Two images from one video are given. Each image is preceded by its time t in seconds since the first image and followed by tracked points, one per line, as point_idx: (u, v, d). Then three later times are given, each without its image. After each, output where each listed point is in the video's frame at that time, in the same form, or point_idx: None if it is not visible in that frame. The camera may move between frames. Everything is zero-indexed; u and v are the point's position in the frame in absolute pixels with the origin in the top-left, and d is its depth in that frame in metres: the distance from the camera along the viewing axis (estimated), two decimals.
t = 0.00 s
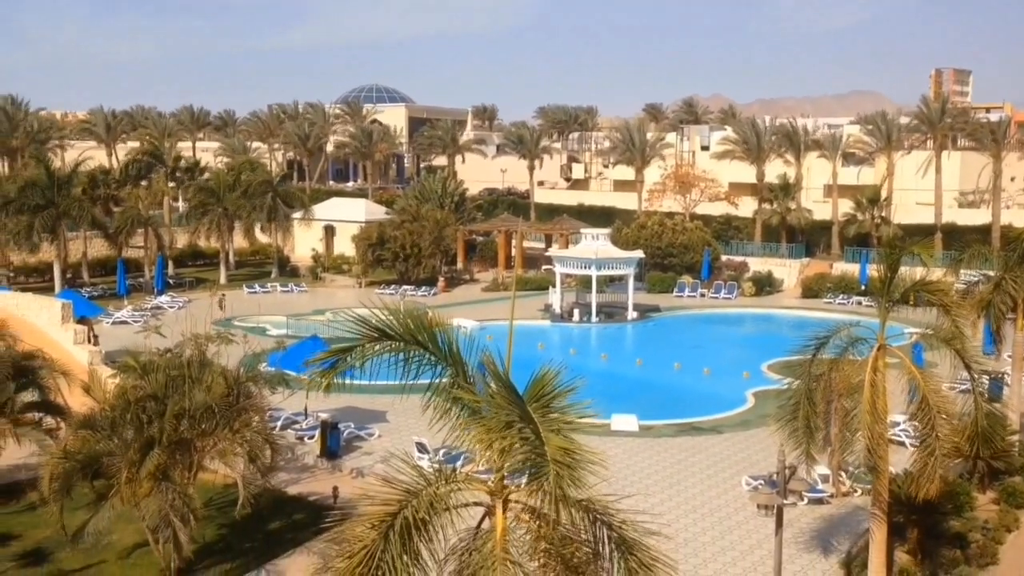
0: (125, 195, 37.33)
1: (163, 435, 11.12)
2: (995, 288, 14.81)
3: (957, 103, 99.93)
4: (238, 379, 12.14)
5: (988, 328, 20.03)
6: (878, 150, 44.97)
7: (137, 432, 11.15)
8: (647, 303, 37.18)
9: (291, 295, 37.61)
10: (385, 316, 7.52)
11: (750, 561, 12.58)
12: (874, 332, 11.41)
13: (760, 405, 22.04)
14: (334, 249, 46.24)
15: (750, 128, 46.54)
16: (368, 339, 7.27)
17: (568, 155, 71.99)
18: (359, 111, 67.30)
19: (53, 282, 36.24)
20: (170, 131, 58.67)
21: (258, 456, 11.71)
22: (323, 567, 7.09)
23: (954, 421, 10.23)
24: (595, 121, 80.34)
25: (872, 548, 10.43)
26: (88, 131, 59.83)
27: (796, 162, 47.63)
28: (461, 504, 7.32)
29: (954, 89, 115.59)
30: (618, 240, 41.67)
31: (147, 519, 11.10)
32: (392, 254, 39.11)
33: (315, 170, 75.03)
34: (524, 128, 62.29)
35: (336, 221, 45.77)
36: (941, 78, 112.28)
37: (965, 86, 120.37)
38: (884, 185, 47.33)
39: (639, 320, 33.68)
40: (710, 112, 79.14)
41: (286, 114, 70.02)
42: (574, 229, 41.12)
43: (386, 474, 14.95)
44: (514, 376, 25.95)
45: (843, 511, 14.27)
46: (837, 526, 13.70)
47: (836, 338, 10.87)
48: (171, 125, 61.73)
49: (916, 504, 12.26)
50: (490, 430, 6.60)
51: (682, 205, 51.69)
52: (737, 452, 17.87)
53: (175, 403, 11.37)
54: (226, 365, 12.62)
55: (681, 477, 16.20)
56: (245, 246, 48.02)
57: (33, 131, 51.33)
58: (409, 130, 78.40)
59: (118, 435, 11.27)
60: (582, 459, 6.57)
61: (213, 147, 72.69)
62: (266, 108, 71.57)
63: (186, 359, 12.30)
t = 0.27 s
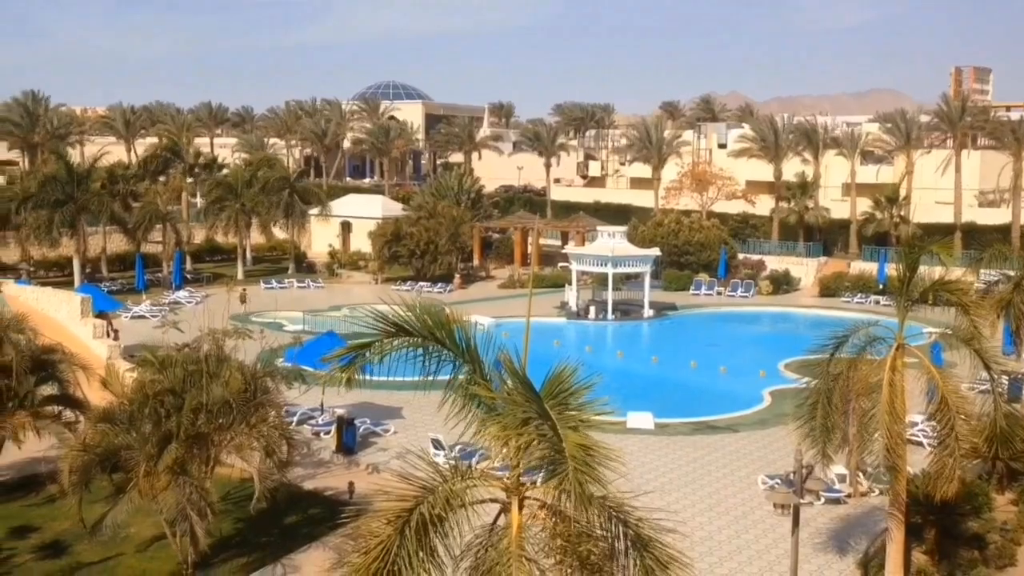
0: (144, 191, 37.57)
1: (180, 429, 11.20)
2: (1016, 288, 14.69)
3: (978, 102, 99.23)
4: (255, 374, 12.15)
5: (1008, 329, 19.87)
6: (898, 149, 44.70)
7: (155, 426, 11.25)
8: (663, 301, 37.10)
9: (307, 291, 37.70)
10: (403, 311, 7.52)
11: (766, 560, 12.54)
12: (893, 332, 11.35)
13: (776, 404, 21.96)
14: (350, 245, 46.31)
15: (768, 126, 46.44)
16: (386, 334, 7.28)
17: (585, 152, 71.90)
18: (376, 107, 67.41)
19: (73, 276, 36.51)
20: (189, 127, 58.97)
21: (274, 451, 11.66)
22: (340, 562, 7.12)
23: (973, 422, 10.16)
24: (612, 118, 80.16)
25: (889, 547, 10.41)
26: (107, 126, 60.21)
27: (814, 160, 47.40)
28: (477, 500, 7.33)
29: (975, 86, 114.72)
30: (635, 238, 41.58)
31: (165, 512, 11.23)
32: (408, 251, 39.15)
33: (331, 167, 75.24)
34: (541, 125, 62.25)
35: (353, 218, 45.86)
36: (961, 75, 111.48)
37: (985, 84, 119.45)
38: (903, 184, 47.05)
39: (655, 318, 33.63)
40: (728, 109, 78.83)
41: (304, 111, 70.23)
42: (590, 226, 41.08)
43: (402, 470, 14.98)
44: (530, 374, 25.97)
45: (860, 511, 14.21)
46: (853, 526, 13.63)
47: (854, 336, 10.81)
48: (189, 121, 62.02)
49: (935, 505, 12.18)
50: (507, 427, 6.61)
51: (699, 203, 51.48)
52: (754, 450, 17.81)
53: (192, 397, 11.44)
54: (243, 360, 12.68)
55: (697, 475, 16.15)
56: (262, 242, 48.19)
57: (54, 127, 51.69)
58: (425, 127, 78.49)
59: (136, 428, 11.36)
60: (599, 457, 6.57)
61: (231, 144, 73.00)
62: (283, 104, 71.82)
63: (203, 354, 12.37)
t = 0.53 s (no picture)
0: (166, 190, 37.83)
1: (202, 427, 11.26)
2: None
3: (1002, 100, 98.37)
4: (276, 372, 12.23)
5: None
6: (920, 147, 44.38)
7: (177, 424, 11.32)
8: (682, 300, 37.01)
9: (327, 290, 37.84)
10: (424, 309, 7.51)
11: (786, 560, 12.49)
12: (914, 332, 11.28)
13: (796, 404, 21.85)
14: (370, 244, 46.41)
15: (789, 125, 46.23)
16: (408, 331, 7.27)
17: (604, 151, 71.78)
18: (396, 106, 67.54)
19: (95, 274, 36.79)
20: (210, 125, 59.30)
21: (294, 448, 11.75)
22: (359, 560, 7.14)
23: (996, 423, 10.08)
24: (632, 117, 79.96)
25: (912, 549, 10.36)
26: (130, 125, 60.62)
27: (836, 158, 47.12)
28: (496, 498, 7.32)
29: (998, 84, 113.74)
30: (654, 237, 41.48)
31: (185, 509, 11.29)
32: (427, 250, 39.21)
33: (351, 165, 75.44)
34: (561, 124, 62.20)
35: (372, 216, 45.98)
36: (985, 73, 110.52)
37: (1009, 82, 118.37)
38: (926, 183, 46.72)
39: (675, 317, 33.53)
40: (748, 108, 78.50)
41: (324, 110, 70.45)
42: (609, 225, 40.99)
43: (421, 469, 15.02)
44: (549, 373, 25.96)
45: (881, 513, 14.12)
46: (874, 527, 13.54)
47: (876, 336, 10.76)
48: (210, 120, 62.34)
49: (957, 507, 12.09)
50: (526, 427, 6.61)
51: (719, 202, 51.27)
52: (774, 451, 17.73)
53: (213, 395, 11.52)
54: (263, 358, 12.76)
55: (717, 475, 16.10)
56: (283, 240, 48.39)
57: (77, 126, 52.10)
58: (445, 125, 78.57)
59: (158, 426, 11.43)
60: (619, 457, 6.55)
61: (252, 143, 73.34)
62: (304, 104, 72.07)
63: (224, 352, 12.45)
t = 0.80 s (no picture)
0: (185, 188, 38.05)
1: (220, 424, 11.31)
2: None
3: None
4: (294, 370, 12.28)
5: None
6: (941, 145, 44.05)
7: (196, 421, 11.37)
8: (700, 299, 36.90)
9: (345, 288, 37.94)
10: (443, 307, 7.51)
11: (803, 560, 12.46)
12: (934, 331, 11.19)
13: (815, 403, 21.74)
14: (387, 242, 46.47)
15: (808, 122, 46.01)
16: (426, 328, 7.27)
17: (622, 149, 71.61)
18: (414, 104, 67.61)
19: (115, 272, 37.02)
20: (229, 124, 59.56)
21: (312, 445, 11.78)
22: (376, 557, 7.15)
23: (1017, 423, 9.99)
24: (650, 115, 79.76)
25: (931, 549, 10.30)
26: (149, 124, 60.94)
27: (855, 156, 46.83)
28: (513, 496, 7.32)
29: (1020, 81, 112.92)
30: (672, 235, 41.35)
31: (204, 505, 11.32)
32: (445, 248, 39.24)
33: (369, 164, 75.60)
34: (578, 122, 62.14)
35: (390, 214, 46.07)
36: (1007, 70, 109.75)
37: None
38: (946, 180, 46.40)
39: (692, 316, 33.42)
40: (766, 105, 78.16)
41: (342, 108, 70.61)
42: (627, 223, 40.90)
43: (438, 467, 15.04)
44: (567, 371, 25.95)
45: (900, 512, 14.02)
46: (893, 527, 13.46)
47: (895, 335, 10.69)
48: (229, 119, 62.61)
49: (977, 506, 11.99)
50: (542, 425, 6.60)
51: (737, 199, 51.04)
52: (792, 450, 17.66)
53: (232, 392, 11.58)
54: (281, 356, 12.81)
55: (735, 474, 16.03)
56: (301, 238, 48.55)
57: (97, 124, 52.42)
58: (463, 124, 78.62)
59: (177, 423, 11.49)
60: (634, 456, 6.54)
61: (270, 141, 73.62)
62: (322, 102, 72.27)
63: (242, 349, 12.51)
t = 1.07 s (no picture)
0: (201, 187, 38.21)
1: (236, 422, 11.35)
2: None
3: None
4: (309, 368, 12.31)
5: None
6: (958, 143, 43.80)
7: (212, 419, 11.41)
8: (714, 298, 36.80)
9: (359, 286, 38.01)
10: (458, 305, 7.53)
11: (819, 560, 12.43)
12: (951, 330, 11.13)
13: (831, 402, 21.66)
14: (401, 241, 46.53)
15: (823, 121, 45.84)
16: (442, 326, 7.29)
17: (636, 148, 71.48)
18: (428, 103, 67.68)
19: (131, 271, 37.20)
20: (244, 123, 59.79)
21: (327, 443, 11.82)
22: (391, 555, 7.16)
23: None
24: (664, 114, 79.60)
25: (948, 549, 10.25)
26: (165, 123, 61.22)
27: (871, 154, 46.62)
28: (528, 495, 7.32)
29: None
30: (686, 234, 41.26)
31: (220, 503, 11.36)
32: (459, 247, 39.26)
33: (383, 163, 75.74)
34: (592, 120, 62.09)
35: (404, 213, 46.13)
36: None
37: None
38: (963, 179, 46.14)
39: (707, 315, 33.33)
40: (781, 103, 77.87)
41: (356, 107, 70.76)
42: (641, 222, 40.84)
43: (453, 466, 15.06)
44: (581, 370, 25.94)
45: (916, 513, 13.96)
46: (909, 528, 13.40)
47: (912, 335, 10.64)
48: (244, 118, 62.83)
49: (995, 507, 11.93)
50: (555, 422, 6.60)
51: (751, 198, 50.88)
52: (808, 450, 17.59)
53: (248, 391, 11.62)
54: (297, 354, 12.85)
55: (749, 474, 15.99)
56: (315, 237, 48.67)
57: (114, 124, 52.73)
58: (477, 123, 78.65)
59: (194, 421, 11.54)
60: (647, 455, 6.53)
61: (285, 140, 73.84)
62: (336, 101, 72.42)
63: (258, 347, 12.55)
